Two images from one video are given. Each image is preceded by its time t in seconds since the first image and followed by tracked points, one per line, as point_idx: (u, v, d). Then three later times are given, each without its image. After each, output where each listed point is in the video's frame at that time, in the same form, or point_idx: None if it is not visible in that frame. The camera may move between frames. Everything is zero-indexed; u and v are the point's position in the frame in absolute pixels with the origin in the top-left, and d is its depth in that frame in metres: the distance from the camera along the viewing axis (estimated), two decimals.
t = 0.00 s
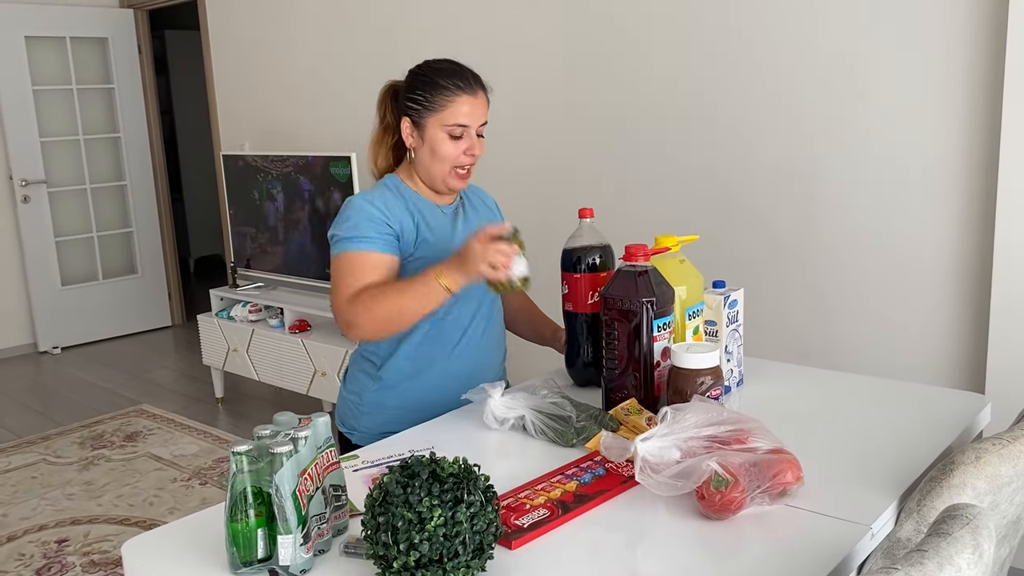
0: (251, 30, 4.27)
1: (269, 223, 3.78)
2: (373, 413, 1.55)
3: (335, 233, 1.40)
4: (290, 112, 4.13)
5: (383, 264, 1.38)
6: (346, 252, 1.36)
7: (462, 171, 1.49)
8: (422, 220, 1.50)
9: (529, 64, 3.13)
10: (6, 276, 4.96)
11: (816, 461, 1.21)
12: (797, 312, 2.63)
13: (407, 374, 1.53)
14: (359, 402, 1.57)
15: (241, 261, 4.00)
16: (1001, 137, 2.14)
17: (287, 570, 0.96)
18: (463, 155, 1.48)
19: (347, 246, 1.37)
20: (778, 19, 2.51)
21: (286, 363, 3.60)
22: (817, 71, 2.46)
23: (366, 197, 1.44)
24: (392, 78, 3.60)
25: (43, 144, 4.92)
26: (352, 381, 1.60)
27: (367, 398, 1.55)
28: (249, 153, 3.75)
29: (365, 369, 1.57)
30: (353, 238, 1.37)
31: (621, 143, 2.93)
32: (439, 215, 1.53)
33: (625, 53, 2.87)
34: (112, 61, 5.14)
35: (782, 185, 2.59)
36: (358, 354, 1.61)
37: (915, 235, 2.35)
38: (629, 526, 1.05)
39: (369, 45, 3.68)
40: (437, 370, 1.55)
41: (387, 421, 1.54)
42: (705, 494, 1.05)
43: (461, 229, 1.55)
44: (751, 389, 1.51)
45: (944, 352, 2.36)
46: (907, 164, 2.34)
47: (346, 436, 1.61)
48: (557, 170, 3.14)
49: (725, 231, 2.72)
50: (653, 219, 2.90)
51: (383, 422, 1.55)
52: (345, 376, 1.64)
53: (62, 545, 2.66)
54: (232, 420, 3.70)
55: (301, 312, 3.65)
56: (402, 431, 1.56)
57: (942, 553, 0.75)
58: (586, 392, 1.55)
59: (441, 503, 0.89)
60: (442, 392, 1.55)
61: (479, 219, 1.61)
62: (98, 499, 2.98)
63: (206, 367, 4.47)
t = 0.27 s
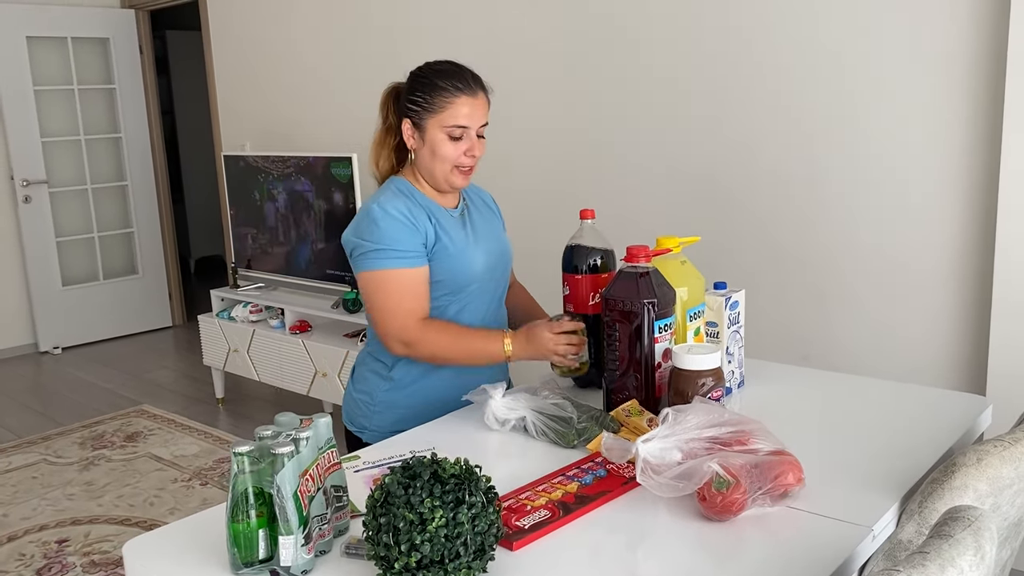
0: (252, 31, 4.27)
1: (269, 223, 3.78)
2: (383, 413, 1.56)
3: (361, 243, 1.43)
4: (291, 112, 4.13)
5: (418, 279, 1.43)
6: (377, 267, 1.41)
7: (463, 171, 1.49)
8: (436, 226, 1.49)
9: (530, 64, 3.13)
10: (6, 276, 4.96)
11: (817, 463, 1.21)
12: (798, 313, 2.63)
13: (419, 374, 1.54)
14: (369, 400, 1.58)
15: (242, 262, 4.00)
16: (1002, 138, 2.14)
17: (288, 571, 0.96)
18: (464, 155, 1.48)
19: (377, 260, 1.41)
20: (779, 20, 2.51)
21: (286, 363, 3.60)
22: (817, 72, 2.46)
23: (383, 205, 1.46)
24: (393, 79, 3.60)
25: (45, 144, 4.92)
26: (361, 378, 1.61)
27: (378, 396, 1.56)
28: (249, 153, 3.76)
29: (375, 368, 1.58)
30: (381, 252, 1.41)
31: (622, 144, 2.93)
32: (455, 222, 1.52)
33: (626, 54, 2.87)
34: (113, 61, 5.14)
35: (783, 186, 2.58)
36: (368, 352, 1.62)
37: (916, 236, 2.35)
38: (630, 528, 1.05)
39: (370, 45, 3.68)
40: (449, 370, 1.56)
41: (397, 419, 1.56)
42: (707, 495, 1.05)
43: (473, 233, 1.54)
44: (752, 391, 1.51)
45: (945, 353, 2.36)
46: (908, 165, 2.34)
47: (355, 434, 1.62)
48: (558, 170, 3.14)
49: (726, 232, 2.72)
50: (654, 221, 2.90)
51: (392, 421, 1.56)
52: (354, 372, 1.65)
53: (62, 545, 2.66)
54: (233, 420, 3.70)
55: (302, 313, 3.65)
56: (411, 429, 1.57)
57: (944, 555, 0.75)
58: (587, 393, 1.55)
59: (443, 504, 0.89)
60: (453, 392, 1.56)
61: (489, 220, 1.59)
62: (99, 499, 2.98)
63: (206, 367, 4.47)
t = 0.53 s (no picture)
0: (253, 31, 4.26)
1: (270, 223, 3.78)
2: (390, 411, 1.56)
3: (370, 240, 1.43)
4: (292, 112, 4.13)
5: (429, 276, 1.43)
6: (389, 265, 1.41)
7: (467, 171, 1.49)
8: (445, 225, 1.49)
9: (531, 64, 3.13)
10: (7, 276, 4.96)
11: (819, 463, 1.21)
12: (799, 313, 2.62)
13: (425, 372, 1.55)
14: (375, 398, 1.58)
15: (243, 261, 4.00)
16: (1004, 140, 2.14)
17: (289, 570, 0.95)
18: (467, 155, 1.48)
19: (387, 258, 1.41)
20: (780, 21, 2.51)
21: (287, 363, 3.60)
22: (819, 73, 2.46)
23: (391, 203, 1.46)
24: (394, 79, 3.60)
25: (46, 144, 4.92)
26: (367, 376, 1.61)
27: (385, 395, 1.57)
28: (250, 153, 3.76)
29: (381, 366, 1.59)
30: (391, 250, 1.41)
31: (623, 144, 2.93)
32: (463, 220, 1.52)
33: (627, 54, 2.87)
34: (114, 61, 5.14)
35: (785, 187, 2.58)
36: (373, 350, 1.62)
37: (917, 237, 2.35)
38: (632, 528, 1.05)
39: (371, 45, 3.68)
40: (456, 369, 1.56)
41: (403, 417, 1.56)
42: (708, 495, 1.05)
43: (480, 231, 1.54)
44: (753, 391, 1.51)
45: (947, 354, 2.36)
46: (909, 166, 2.34)
47: (361, 432, 1.62)
48: (559, 171, 3.14)
49: (727, 232, 2.72)
50: (656, 221, 2.89)
51: (399, 419, 1.56)
52: (359, 370, 1.65)
53: (63, 544, 2.66)
54: (233, 420, 3.70)
55: (303, 313, 3.65)
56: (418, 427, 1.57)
57: (946, 555, 0.75)
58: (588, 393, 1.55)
59: (444, 504, 0.89)
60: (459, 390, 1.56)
61: (495, 220, 1.59)
62: (99, 499, 2.98)
63: (207, 367, 4.47)
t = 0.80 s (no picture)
0: (254, 29, 4.26)
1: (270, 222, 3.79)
2: (387, 410, 1.56)
3: (369, 237, 1.43)
4: (292, 110, 4.13)
5: (428, 273, 1.43)
6: (387, 262, 1.41)
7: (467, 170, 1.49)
8: (443, 223, 1.49)
9: (532, 64, 3.13)
10: (7, 274, 4.96)
11: (820, 464, 1.21)
12: (800, 314, 2.62)
13: (423, 370, 1.54)
14: (373, 397, 1.58)
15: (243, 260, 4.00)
16: (1006, 140, 2.14)
17: (290, 570, 0.95)
18: (466, 154, 1.48)
19: (385, 254, 1.40)
20: (781, 21, 2.51)
21: (287, 362, 3.60)
22: (820, 73, 2.46)
23: (390, 199, 1.46)
24: (395, 78, 3.60)
25: (46, 142, 4.92)
26: (365, 375, 1.61)
27: (383, 394, 1.56)
28: (250, 152, 3.76)
29: (379, 365, 1.58)
30: (389, 246, 1.41)
31: (624, 144, 2.93)
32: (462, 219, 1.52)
33: (628, 54, 2.86)
34: (115, 60, 5.14)
35: (786, 187, 2.58)
36: (371, 349, 1.62)
37: (918, 237, 2.35)
38: (633, 528, 1.05)
39: (372, 44, 3.68)
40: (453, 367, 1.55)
41: (400, 417, 1.56)
42: (710, 496, 1.05)
43: (479, 230, 1.54)
44: (755, 391, 1.51)
45: (948, 354, 2.36)
46: (910, 166, 2.34)
47: (359, 431, 1.62)
48: (560, 170, 3.13)
49: (728, 232, 2.72)
50: (657, 221, 2.89)
51: (397, 418, 1.56)
52: (358, 369, 1.64)
53: (63, 543, 2.66)
54: (234, 419, 3.70)
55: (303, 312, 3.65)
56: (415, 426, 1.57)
57: (948, 557, 0.75)
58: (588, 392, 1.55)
59: (445, 504, 0.88)
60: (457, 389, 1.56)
61: (494, 219, 1.59)
62: (99, 498, 2.98)
63: (207, 366, 4.47)
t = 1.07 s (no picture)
0: (255, 28, 4.26)
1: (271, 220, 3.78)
2: (386, 410, 1.56)
3: (366, 235, 1.42)
4: (293, 109, 4.13)
5: (425, 271, 1.42)
6: (384, 260, 1.40)
7: (463, 164, 1.48)
8: (441, 221, 1.49)
9: (533, 63, 3.12)
10: (8, 272, 4.96)
11: (821, 463, 1.21)
12: (801, 313, 2.62)
13: (421, 370, 1.54)
14: (372, 397, 1.57)
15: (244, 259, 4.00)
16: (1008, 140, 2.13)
17: (290, 568, 0.95)
18: (461, 148, 1.47)
19: (382, 252, 1.40)
20: (782, 21, 2.51)
21: (288, 361, 3.60)
22: (822, 73, 2.46)
23: (386, 197, 1.46)
24: (395, 76, 3.60)
25: (47, 141, 4.92)
26: (364, 375, 1.61)
27: (381, 394, 1.56)
28: (250, 151, 3.76)
29: (378, 365, 1.58)
30: (386, 244, 1.40)
31: (624, 143, 2.93)
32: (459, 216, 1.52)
33: (629, 53, 2.86)
34: (116, 58, 5.14)
35: (787, 187, 2.58)
36: (370, 349, 1.62)
37: (920, 237, 2.35)
38: (634, 527, 1.05)
39: (373, 42, 3.67)
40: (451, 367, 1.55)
41: (399, 417, 1.56)
42: (711, 495, 1.04)
43: (477, 228, 1.54)
44: (756, 391, 1.51)
45: (949, 354, 2.35)
46: (912, 166, 2.33)
47: (358, 431, 1.62)
48: (561, 169, 3.13)
49: (729, 232, 2.72)
50: (658, 220, 2.89)
51: (395, 417, 1.56)
52: (356, 369, 1.64)
53: (63, 541, 2.66)
54: (234, 418, 3.70)
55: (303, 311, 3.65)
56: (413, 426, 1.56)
57: (951, 557, 0.74)
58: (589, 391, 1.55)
59: (447, 503, 0.88)
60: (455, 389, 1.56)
61: (492, 217, 1.58)
62: (100, 496, 2.98)
63: (208, 364, 4.46)
